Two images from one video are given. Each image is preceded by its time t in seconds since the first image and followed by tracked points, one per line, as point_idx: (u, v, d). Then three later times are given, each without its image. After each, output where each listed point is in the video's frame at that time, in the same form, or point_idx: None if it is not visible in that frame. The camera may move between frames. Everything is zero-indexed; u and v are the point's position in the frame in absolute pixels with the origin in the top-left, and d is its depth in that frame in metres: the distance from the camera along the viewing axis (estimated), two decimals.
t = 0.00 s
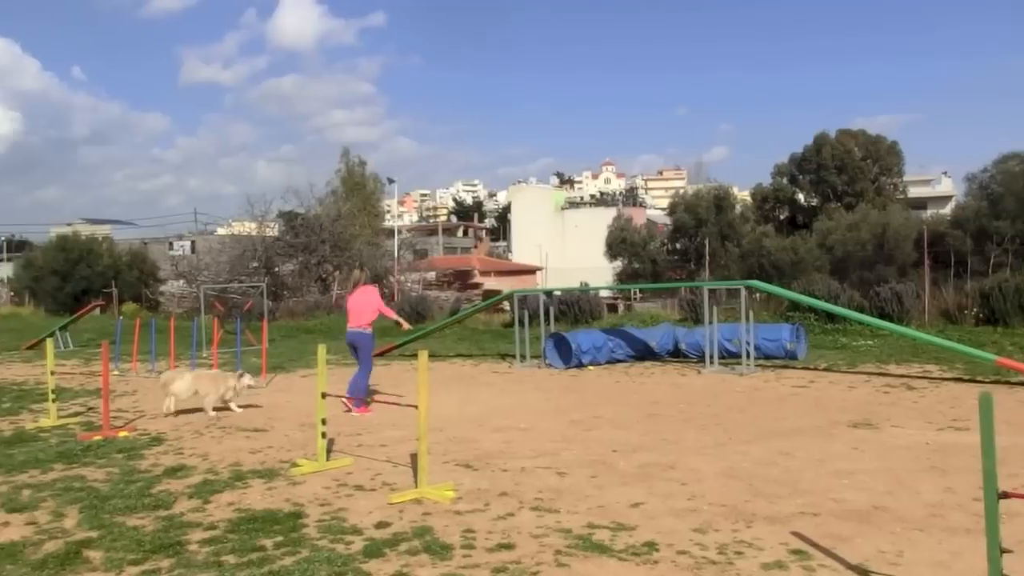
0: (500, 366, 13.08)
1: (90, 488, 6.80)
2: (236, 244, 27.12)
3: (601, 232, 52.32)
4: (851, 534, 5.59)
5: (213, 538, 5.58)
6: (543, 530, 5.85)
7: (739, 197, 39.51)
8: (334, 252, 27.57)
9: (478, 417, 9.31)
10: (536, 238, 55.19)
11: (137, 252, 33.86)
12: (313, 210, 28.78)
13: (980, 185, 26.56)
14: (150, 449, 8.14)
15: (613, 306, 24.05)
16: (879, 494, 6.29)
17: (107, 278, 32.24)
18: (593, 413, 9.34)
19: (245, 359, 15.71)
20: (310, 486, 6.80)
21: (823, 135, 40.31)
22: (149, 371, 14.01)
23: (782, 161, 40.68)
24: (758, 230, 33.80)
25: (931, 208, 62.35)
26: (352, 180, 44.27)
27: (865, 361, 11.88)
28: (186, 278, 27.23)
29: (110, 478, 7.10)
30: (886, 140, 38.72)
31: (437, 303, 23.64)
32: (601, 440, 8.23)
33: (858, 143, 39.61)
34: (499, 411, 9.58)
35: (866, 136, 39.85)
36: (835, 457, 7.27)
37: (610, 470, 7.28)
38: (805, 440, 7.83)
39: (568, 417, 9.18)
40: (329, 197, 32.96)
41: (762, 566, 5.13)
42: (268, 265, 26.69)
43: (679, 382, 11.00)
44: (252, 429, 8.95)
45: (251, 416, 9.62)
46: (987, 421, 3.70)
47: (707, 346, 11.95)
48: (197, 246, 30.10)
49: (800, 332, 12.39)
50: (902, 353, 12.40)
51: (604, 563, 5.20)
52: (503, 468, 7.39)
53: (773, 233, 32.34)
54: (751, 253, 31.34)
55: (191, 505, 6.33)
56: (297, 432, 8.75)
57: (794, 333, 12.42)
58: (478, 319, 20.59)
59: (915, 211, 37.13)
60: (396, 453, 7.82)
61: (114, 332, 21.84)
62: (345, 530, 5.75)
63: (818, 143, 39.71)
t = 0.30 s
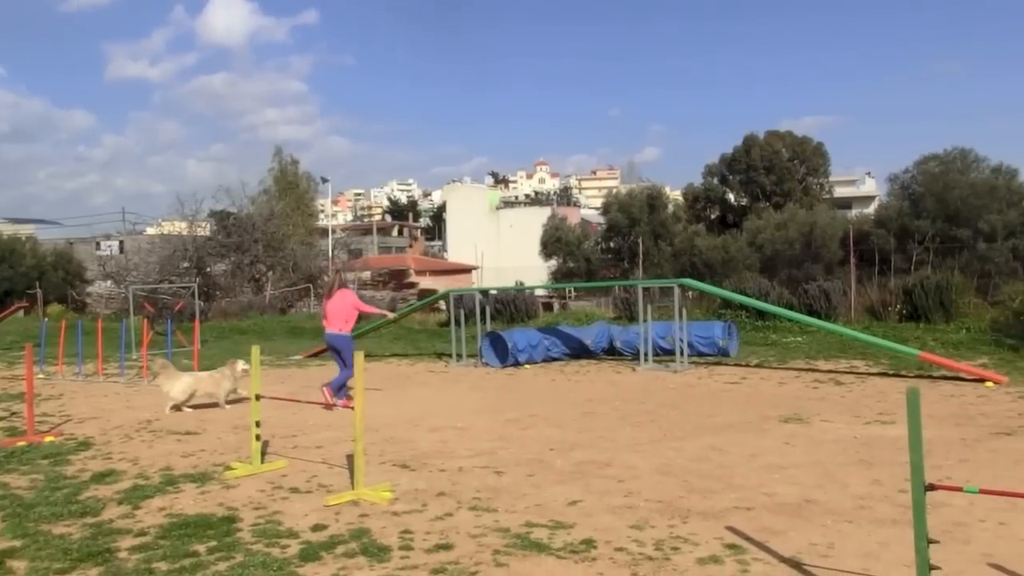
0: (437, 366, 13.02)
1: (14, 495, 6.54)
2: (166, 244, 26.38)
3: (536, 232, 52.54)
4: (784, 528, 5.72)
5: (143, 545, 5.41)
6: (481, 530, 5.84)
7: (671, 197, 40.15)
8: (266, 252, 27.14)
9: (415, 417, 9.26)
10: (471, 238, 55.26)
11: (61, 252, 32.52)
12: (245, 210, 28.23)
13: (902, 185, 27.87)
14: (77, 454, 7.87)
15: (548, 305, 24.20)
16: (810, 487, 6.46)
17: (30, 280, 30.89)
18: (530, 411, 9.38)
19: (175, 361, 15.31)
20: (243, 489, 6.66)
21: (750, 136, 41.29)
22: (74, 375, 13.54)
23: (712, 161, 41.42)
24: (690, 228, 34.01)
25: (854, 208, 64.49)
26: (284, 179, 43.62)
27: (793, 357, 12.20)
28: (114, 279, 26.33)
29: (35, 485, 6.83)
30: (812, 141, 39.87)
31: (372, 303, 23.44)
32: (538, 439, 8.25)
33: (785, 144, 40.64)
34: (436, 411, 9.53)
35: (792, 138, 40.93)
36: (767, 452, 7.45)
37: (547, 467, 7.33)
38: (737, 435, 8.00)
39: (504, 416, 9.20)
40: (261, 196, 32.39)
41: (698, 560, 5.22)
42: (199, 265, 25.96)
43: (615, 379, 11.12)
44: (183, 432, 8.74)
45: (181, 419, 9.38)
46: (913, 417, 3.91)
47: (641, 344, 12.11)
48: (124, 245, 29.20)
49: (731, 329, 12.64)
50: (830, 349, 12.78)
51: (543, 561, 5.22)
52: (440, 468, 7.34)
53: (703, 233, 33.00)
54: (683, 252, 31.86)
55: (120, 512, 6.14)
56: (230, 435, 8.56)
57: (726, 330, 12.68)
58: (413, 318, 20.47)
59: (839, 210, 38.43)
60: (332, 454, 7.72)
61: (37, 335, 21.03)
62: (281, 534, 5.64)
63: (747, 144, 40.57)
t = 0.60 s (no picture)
0: (406, 363, 12.97)
1: None
2: (130, 242, 25.93)
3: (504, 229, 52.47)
4: (753, 521, 5.79)
5: (108, 549, 5.32)
6: (452, 528, 5.83)
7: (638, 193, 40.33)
8: (233, 251, 26.83)
9: (385, 415, 9.22)
10: (439, 235, 55.09)
11: (21, 251, 31.91)
12: (211, 207, 27.83)
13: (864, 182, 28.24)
14: (40, 457, 7.72)
15: (517, 302, 24.22)
16: (777, 481, 6.54)
17: None
18: (499, 408, 9.39)
19: (141, 360, 15.08)
20: (210, 490, 6.58)
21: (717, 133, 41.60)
22: (37, 375, 13.28)
23: (680, 159, 41.71)
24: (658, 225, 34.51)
25: (818, 205, 65.43)
26: (251, 177, 43.17)
27: (760, 352, 12.34)
28: (76, 277, 25.88)
29: None
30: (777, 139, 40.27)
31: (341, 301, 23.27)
32: (508, 436, 8.26)
33: (751, 141, 41.03)
34: (405, 409, 9.49)
35: (758, 135, 41.11)
36: (734, 446, 7.52)
37: (517, 464, 7.35)
38: (705, 430, 8.07)
39: (474, 413, 9.20)
40: (226, 194, 31.99)
41: (668, 556, 5.26)
42: (164, 264, 25.62)
43: (584, 376, 11.16)
44: (149, 433, 8.61)
45: (147, 420, 9.25)
46: (879, 411, 3.98)
47: (610, 341, 12.17)
48: (86, 243, 28.66)
49: (699, 325, 12.75)
50: (795, 344, 12.94)
51: (514, 558, 5.22)
52: (410, 467, 7.31)
53: (671, 229, 33.25)
54: (651, 249, 32.04)
55: (83, 515, 6.03)
56: (198, 435, 8.46)
57: (694, 326, 12.79)
58: (382, 316, 20.36)
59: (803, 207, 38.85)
60: (301, 453, 7.66)
61: None
62: (249, 535, 5.58)
63: (713, 142, 40.90)
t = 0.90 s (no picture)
0: (381, 362, 12.93)
1: None
2: (101, 240, 25.48)
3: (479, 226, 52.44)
4: (728, 516, 5.84)
5: (80, 551, 5.26)
6: (428, 526, 5.82)
7: (612, 190, 40.44)
8: (206, 249, 26.61)
9: (360, 414, 9.18)
10: (413, 233, 54.93)
11: None
12: (184, 205, 27.52)
13: (836, 178, 28.67)
14: (9, 459, 7.60)
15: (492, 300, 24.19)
16: (751, 476, 6.60)
17: None
18: (475, 406, 9.39)
19: (112, 360, 14.89)
20: (184, 491, 6.52)
21: (690, 130, 41.83)
22: (7, 376, 13.08)
23: (653, 156, 41.90)
24: (631, 223, 34.99)
25: (790, 202, 66.20)
26: (223, 175, 42.80)
27: (734, 348, 12.43)
28: (46, 276, 25.49)
29: None
30: (750, 136, 40.59)
31: (315, 300, 23.13)
32: (484, 433, 8.26)
33: (724, 138, 41.31)
34: (381, 407, 9.46)
35: (729, 132, 41.47)
36: (709, 442, 7.58)
37: (494, 462, 7.35)
38: (680, 426, 8.11)
39: (449, 411, 9.18)
40: (198, 191, 31.66)
41: (644, 551, 5.29)
42: (136, 263, 25.31)
43: (559, 373, 11.18)
44: (121, 433, 8.51)
45: (120, 420, 9.15)
46: (851, 405, 4.02)
47: (585, 337, 12.21)
48: (56, 242, 28.22)
49: (673, 322, 12.81)
50: (769, 340, 13.04)
51: (491, 556, 5.23)
52: (386, 465, 7.29)
53: (645, 226, 33.40)
54: (625, 245, 32.15)
55: (55, 517, 5.95)
56: (171, 435, 8.37)
57: (668, 322, 12.85)
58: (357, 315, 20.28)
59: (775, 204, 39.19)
60: (276, 453, 7.62)
61: None
62: (223, 535, 5.54)
63: (686, 139, 41.11)
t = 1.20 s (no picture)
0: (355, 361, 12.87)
1: None
2: (71, 239, 25.18)
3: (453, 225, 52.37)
4: (703, 513, 5.88)
5: (52, 554, 5.18)
6: (404, 525, 5.81)
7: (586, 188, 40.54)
8: (178, 248, 26.31)
9: (335, 413, 9.14)
10: (387, 231, 54.77)
11: None
12: (156, 203, 27.17)
13: (808, 176, 28.99)
14: None
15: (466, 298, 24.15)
16: (725, 472, 6.65)
17: None
18: (450, 404, 9.37)
19: (84, 361, 14.70)
20: (157, 492, 6.45)
21: (663, 128, 42.06)
22: None
23: (627, 154, 42.02)
24: (605, 221, 35.15)
25: (762, 200, 66.85)
26: (195, 173, 42.39)
27: (708, 345, 12.51)
28: (14, 276, 25.07)
29: None
30: (722, 134, 40.90)
31: (289, 298, 22.98)
32: (459, 432, 8.25)
33: (697, 136, 41.59)
34: (356, 406, 9.42)
35: (703, 130, 41.89)
36: (683, 439, 7.62)
37: (469, 460, 7.34)
38: (655, 423, 8.16)
39: (424, 410, 9.16)
40: (170, 189, 31.31)
41: (619, 548, 5.32)
42: (107, 262, 25.02)
43: (534, 371, 11.19)
44: (92, 434, 8.41)
45: (91, 421, 9.03)
46: (824, 401, 4.07)
47: (560, 335, 12.23)
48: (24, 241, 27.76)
49: (647, 319, 12.86)
50: (742, 337, 13.13)
51: (467, 554, 5.23)
52: (362, 464, 7.26)
53: (619, 224, 33.51)
54: (599, 243, 32.22)
55: (25, 520, 5.86)
56: (143, 436, 8.28)
57: (643, 320, 12.90)
58: (331, 314, 20.18)
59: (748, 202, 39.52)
60: (250, 453, 7.56)
61: None
62: (197, 537, 5.49)
63: (659, 137, 41.33)
